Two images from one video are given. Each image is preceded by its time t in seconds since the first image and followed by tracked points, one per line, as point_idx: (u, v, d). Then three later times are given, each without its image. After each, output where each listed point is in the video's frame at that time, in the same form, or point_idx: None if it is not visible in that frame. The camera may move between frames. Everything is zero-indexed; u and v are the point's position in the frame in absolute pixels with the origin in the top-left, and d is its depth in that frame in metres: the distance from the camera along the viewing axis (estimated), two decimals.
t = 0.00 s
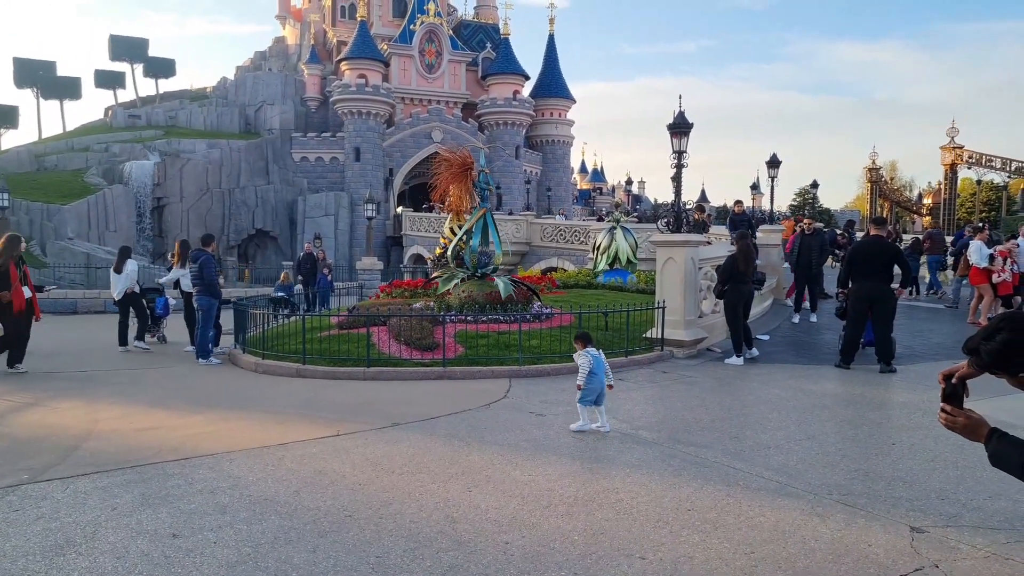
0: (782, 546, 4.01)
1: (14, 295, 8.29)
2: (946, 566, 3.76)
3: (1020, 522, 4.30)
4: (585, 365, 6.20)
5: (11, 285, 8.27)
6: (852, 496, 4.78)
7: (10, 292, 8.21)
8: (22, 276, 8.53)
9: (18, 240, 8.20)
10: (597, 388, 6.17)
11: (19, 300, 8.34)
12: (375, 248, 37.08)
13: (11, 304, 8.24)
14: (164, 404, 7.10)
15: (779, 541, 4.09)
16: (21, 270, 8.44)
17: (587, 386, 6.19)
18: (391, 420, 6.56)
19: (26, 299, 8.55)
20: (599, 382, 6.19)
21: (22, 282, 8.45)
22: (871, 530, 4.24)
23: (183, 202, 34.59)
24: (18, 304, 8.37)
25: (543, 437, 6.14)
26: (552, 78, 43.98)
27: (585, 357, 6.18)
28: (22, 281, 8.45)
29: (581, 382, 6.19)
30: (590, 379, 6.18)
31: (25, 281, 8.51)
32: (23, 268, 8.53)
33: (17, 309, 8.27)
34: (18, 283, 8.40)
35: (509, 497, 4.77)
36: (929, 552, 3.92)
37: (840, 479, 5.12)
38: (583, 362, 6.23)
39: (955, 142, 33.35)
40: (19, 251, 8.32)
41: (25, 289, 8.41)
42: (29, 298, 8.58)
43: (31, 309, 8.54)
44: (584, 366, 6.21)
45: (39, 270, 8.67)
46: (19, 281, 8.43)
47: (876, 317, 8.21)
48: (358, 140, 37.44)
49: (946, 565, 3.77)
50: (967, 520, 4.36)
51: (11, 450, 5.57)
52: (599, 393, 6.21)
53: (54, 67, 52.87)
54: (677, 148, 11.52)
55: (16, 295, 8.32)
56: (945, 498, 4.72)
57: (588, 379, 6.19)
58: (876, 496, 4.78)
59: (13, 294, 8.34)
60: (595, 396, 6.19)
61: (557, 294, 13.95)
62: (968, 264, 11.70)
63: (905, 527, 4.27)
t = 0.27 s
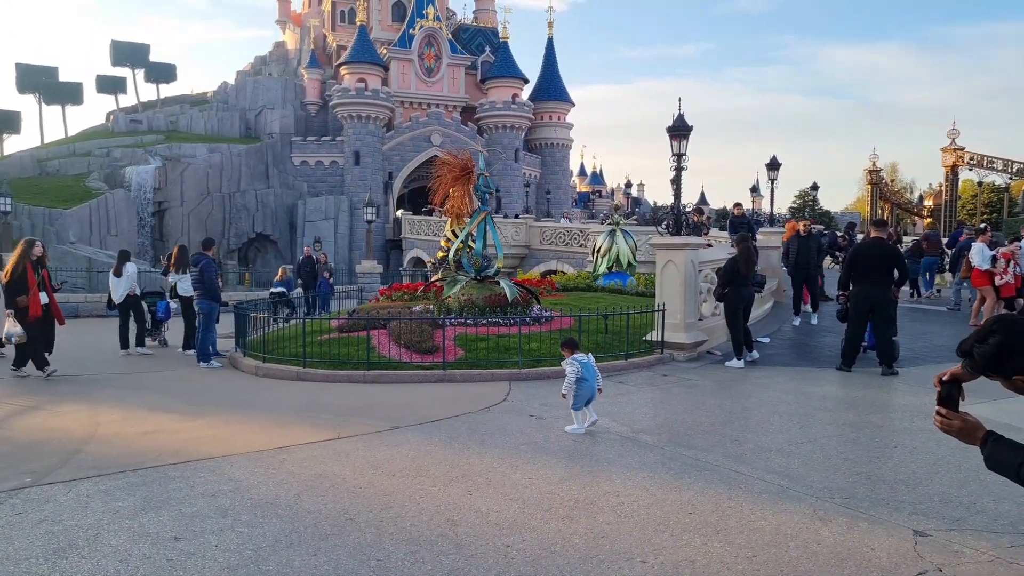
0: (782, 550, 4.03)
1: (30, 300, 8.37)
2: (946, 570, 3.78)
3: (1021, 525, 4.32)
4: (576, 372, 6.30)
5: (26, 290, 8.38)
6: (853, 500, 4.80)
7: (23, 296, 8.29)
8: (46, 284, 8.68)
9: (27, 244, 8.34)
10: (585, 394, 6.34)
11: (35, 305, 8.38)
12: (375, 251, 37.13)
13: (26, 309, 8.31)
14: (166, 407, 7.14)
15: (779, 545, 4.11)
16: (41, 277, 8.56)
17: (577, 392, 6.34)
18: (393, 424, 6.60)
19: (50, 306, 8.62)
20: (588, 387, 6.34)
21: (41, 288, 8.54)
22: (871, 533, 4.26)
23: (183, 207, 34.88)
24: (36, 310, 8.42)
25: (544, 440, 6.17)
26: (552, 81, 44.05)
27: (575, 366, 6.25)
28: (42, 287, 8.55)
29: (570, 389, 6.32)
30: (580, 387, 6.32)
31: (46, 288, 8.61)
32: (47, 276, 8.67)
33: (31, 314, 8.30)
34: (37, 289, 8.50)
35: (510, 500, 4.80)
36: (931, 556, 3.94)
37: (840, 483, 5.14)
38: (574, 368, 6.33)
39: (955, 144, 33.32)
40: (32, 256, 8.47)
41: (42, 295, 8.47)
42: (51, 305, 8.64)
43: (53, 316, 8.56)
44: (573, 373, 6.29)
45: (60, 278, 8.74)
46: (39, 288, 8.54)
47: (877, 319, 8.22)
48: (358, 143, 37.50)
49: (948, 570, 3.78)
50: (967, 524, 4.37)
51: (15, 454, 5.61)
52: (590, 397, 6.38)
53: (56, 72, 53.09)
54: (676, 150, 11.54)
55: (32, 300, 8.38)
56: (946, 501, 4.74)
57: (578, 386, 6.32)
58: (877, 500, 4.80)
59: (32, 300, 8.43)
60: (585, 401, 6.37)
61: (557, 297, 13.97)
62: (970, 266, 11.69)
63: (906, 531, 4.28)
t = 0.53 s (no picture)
0: (784, 553, 4.06)
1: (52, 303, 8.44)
2: (949, 572, 3.80)
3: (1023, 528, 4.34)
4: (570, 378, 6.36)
5: (48, 292, 8.44)
6: (855, 503, 4.82)
7: (44, 299, 8.34)
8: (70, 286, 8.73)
9: (47, 247, 8.42)
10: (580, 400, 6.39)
11: (57, 307, 8.45)
12: (377, 255, 37.15)
13: (48, 312, 8.38)
14: (171, 409, 7.19)
15: (782, 547, 4.14)
16: (64, 280, 8.62)
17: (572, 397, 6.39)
18: (395, 426, 6.63)
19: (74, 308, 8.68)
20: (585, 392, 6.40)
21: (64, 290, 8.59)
22: (872, 535, 4.29)
23: (187, 210, 34.81)
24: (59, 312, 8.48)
25: (545, 442, 6.20)
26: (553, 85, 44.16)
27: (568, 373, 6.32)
28: (65, 289, 8.60)
29: (564, 395, 6.36)
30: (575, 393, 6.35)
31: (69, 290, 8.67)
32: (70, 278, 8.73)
33: (53, 316, 8.36)
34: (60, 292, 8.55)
35: (512, 502, 4.82)
36: (934, 558, 3.96)
37: (843, 486, 5.15)
38: (566, 373, 6.42)
39: (958, 147, 33.30)
40: (53, 259, 8.52)
41: (64, 297, 8.51)
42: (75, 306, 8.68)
43: (76, 317, 8.60)
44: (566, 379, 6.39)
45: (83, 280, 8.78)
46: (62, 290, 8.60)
47: (879, 321, 8.22)
48: (361, 147, 37.59)
49: (951, 572, 3.80)
50: (971, 527, 4.39)
51: (23, 455, 5.66)
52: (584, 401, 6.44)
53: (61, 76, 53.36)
54: (678, 154, 11.58)
55: (54, 303, 8.45)
56: (950, 504, 4.76)
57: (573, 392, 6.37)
58: (879, 503, 4.82)
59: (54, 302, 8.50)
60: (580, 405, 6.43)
61: (559, 300, 14.01)
62: (972, 270, 11.69)
63: (908, 533, 4.31)
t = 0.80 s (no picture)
0: (800, 558, 4.03)
1: (83, 308, 8.39)
2: None
3: None
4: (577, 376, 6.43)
5: (80, 297, 8.41)
6: (872, 508, 4.78)
7: (76, 303, 8.31)
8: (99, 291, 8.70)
9: (80, 251, 8.42)
10: (591, 397, 6.42)
11: (88, 312, 8.41)
12: (389, 258, 37.26)
13: (79, 316, 8.33)
14: (186, 412, 7.25)
15: (798, 552, 4.11)
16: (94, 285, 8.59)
17: (580, 396, 6.40)
18: (408, 428, 6.65)
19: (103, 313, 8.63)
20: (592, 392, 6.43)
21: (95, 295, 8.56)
22: (890, 541, 4.25)
23: (202, 214, 35.11)
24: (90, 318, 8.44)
25: (558, 446, 6.19)
26: (564, 88, 44.19)
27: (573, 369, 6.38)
28: (95, 295, 8.57)
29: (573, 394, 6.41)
30: (584, 388, 6.39)
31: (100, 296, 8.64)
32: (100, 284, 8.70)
33: (85, 321, 8.32)
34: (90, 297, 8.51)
35: (525, 505, 4.82)
36: (953, 564, 3.92)
37: (859, 490, 5.10)
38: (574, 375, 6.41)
39: (975, 148, 32.94)
40: (84, 264, 8.51)
41: (95, 303, 8.48)
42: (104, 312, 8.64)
43: (106, 322, 8.56)
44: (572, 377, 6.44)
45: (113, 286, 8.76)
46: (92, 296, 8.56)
47: (895, 324, 8.13)
48: (373, 151, 37.77)
49: None
50: (990, 532, 4.33)
51: (41, 457, 5.74)
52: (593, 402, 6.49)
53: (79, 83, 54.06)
54: (690, 156, 11.54)
55: (85, 308, 8.41)
56: (968, 509, 4.70)
57: (581, 388, 6.40)
58: (896, 508, 4.77)
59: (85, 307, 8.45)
60: (587, 407, 6.45)
61: (570, 303, 14.00)
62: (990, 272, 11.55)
63: (927, 539, 4.26)
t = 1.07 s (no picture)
0: (822, 564, 3.98)
1: (120, 312, 8.34)
2: None
3: None
4: (585, 381, 6.45)
5: (118, 301, 8.36)
6: (897, 514, 4.71)
7: (113, 307, 8.24)
8: (138, 295, 8.64)
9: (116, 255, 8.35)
10: (602, 402, 6.43)
11: (125, 316, 8.34)
12: (407, 261, 37.39)
13: (116, 320, 8.27)
14: (207, 414, 7.33)
15: (821, 558, 4.06)
16: (133, 289, 8.53)
17: (590, 403, 6.42)
18: (426, 431, 6.67)
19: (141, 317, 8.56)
20: (603, 396, 6.42)
21: (133, 299, 8.49)
22: (914, 547, 4.19)
23: (222, 219, 35.65)
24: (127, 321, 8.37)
25: (576, 450, 6.17)
26: (581, 91, 44.14)
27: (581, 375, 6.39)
28: (133, 299, 8.51)
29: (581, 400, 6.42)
30: (594, 394, 6.40)
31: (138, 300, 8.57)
32: (139, 287, 8.63)
33: (121, 325, 8.25)
34: (128, 301, 8.45)
35: (543, 509, 4.81)
36: (979, 572, 3.85)
37: (882, 496, 5.04)
38: (582, 380, 6.42)
39: (999, 149, 32.43)
40: (122, 268, 8.45)
41: (132, 307, 8.40)
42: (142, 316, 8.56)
43: (144, 326, 8.48)
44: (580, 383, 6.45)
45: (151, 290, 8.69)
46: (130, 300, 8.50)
47: (917, 327, 8.02)
48: (390, 155, 37.97)
49: None
50: (1018, 539, 4.25)
51: (66, 458, 5.82)
52: (606, 405, 6.51)
53: (102, 90, 54.91)
54: (708, 158, 11.47)
55: (122, 312, 8.35)
56: (995, 516, 4.61)
57: (591, 394, 6.42)
58: (921, 513, 4.70)
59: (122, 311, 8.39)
60: (599, 412, 6.47)
61: (587, 306, 13.98)
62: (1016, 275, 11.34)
63: (953, 545, 4.19)
